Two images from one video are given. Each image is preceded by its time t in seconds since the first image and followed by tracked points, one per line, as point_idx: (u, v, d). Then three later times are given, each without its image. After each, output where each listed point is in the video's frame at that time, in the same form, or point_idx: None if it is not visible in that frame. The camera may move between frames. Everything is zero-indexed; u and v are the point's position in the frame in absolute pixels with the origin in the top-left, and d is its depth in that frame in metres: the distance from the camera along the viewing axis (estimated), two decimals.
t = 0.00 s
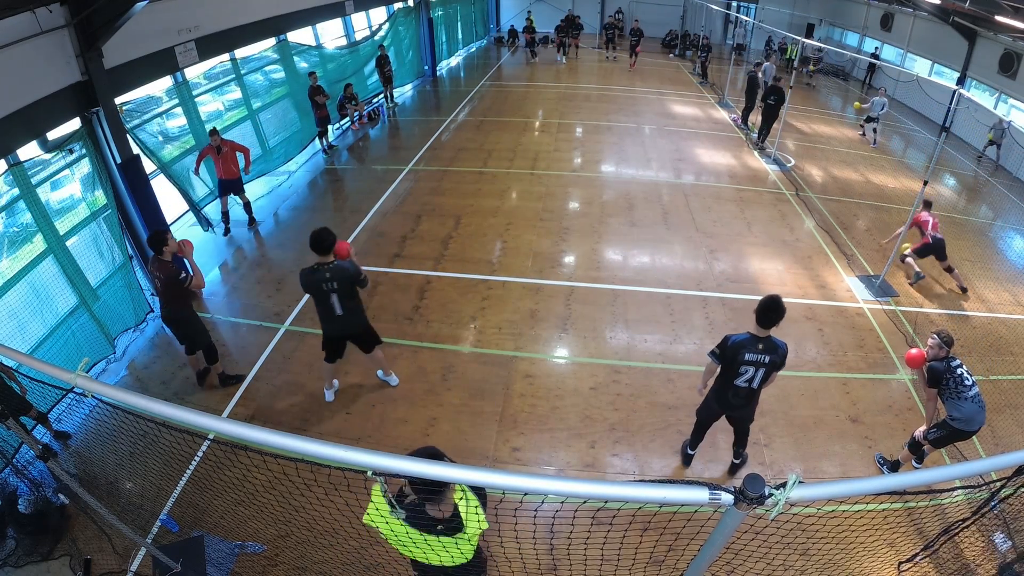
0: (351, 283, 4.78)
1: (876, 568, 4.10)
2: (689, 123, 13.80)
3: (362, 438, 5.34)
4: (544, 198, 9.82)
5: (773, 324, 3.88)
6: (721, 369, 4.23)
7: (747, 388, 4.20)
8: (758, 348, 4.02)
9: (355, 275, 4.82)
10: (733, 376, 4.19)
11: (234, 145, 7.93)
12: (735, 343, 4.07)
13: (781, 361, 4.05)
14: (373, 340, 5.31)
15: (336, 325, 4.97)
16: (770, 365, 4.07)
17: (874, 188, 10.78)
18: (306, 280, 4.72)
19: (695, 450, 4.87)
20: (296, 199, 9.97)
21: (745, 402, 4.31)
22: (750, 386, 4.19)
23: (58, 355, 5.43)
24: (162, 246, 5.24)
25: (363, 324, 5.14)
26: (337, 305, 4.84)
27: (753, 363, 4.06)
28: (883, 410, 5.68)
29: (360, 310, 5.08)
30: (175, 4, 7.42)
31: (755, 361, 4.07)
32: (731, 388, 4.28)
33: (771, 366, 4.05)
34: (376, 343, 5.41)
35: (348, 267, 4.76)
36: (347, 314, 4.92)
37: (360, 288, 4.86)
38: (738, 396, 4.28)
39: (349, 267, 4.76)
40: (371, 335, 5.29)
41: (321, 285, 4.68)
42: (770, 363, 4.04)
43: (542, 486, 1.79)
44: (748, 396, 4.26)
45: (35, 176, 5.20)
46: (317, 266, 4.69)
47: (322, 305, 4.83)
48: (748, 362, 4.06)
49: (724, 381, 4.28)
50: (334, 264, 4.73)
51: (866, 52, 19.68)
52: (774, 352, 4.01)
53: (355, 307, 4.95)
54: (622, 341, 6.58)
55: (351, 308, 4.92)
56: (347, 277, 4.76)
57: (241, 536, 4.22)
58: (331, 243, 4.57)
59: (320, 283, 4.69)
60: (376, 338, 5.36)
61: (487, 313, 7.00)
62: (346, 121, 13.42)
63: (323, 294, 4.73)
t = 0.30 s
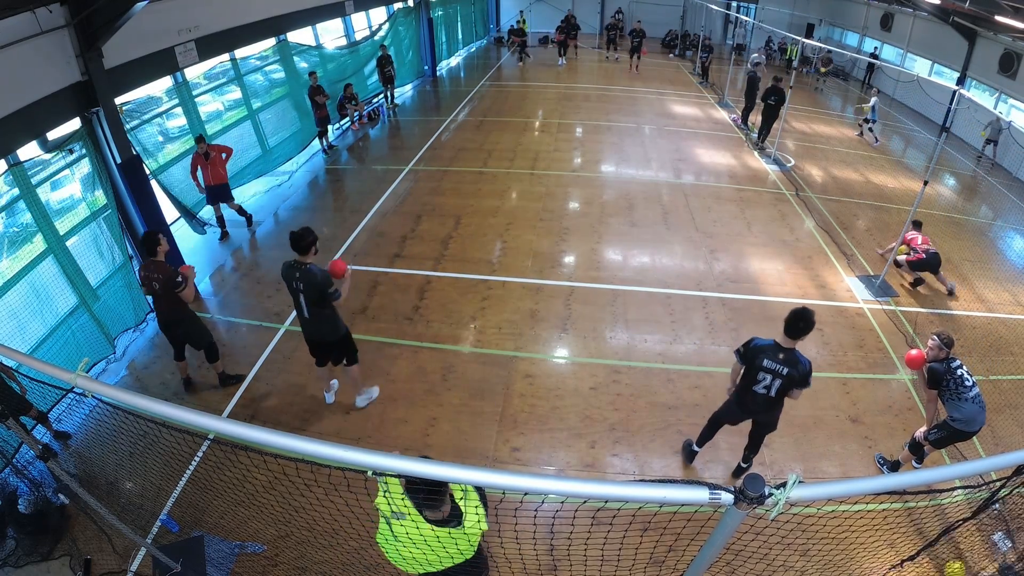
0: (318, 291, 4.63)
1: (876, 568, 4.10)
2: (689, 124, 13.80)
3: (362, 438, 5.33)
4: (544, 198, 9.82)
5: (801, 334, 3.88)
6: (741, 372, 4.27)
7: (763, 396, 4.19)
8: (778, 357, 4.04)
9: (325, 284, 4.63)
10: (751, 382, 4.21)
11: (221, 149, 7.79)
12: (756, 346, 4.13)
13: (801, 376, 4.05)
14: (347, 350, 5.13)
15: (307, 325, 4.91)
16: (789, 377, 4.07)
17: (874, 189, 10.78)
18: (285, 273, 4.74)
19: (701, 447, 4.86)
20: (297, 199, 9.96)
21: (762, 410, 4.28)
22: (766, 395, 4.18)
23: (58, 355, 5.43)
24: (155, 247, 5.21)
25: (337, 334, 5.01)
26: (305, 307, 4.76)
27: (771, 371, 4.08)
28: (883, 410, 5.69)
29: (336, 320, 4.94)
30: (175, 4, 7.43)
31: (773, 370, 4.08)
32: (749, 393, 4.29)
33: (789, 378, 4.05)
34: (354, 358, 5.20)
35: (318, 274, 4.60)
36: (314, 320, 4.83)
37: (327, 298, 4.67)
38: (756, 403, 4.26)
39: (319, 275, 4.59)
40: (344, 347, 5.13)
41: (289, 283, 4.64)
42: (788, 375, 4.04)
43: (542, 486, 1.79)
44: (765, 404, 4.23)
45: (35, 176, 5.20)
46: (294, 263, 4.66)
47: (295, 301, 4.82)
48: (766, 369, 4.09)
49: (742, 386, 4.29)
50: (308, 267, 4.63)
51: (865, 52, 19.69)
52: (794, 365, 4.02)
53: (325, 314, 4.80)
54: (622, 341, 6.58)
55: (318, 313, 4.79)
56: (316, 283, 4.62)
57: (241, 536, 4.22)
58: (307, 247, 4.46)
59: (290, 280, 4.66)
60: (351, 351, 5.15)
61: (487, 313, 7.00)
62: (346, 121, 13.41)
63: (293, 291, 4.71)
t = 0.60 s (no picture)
0: (308, 299, 4.54)
1: (876, 568, 4.10)
2: (689, 124, 13.80)
3: (362, 438, 5.33)
4: (544, 198, 9.82)
5: (821, 339, 3.89)
6: (756, 372, 4.27)
7: (774, 399, 4.18)
8: (794, 360, 4.04)
9: (315, 294, 4.52)
10: (765, 383, 4.21)
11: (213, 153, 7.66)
12: (775, 346, 4.14)
13: (816, 382, 4.02)
14: (341, 363, 4.98)
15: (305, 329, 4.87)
16: (803, 382, 4.05)
17: (874, 189, 10.78)
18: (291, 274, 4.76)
19: (721, 447, 4.89)
20: (297, 199, 9.96)
21: (773, 413, 4.28)
22: (777, 397, 4.17)
23: (58, 356, 5.43)
24: (133, 250, 5.15)
25: (331, 343, 4.86)
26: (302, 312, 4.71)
27: (786, 373, 4.07)
28: (883, 411, 5.68)
29: (332, 330, 4.80)
30: (175, 4, 7.43)
31: (789, 372, 4.07)
32: (761, 394, 4.28)
33: (803, 382, 4.03)
34: (347, 374, 5.03)
35: (311, 283, 4.50)
36: (307, 326, 4.76)
37: (316, 309, 4.56)
38: (767, 405, 4.26)
39: (310, 284, 4.49)
40: (341, 359, 4.99)
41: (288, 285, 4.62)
42: (802, 380, 4.02)
43: (542, 487, 1.79)
44: (775, 406, 4.22)
45: (35, 176, 5.20)
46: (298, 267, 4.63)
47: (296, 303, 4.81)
48: (781, 370, 4.08)
49: (756, 387, 4.30)
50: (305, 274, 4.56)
51: (865, 52, 19.68)
52: (810, 370, 4.00)
53: (317, 324, 4.70)
54: (622, 341, 6.58)
55: (310, 322, 4.70)
56: (307, 291, 4.54)
57: (241, 536, 4.22)
58: (303, 253, 4.36)
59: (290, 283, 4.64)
60: (344, 366, 4.98)
61: (487, 313, 7.00)
62: (346, 121, 13.42)
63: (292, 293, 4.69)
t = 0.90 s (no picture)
0: (317, 317, 4.47)
1: (875, 568, 4.10)
2: (689, 124, 13.80)
3: (362, 438, 5.33)
4: (544, 197, 9.82)
5: (828, 343, 3.88)
6: (760, 370, 4.28)
7: (777, 399, 4.19)
8: (798, 360, 4.04)
9: (323, 313, 4.42)
10: (767, 382, 4.21)
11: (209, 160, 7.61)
12: (780, 345, 4.14)
13: (818, 384, 4.02)
14: (355, 376, 4.95)
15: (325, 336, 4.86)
16: (806, 383, 4.04)
17: (874, 189, 10.78)
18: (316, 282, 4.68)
19: (726, 453, 4.87)
20: (297, 199, 9.96)
21: (775, 414, 4.28)
22: (780, 397, 4.17)
23: (58, 356, 5.43)
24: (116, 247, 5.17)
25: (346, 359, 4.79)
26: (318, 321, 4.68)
27: (789, 373, 4.07)
28: (884, 411, 5.68)
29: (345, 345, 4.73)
30: (175, 4, 7.43)
31: (792, 372, 4.07)
32: (764, 394, 4.28)
33: (805, 383, 4.03)
34: (357, 388, 4.99)
35: (320, 302, 4.39)
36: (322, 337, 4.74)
37: (323, 327, 4.48)
38: (769, 404, 4.26)
39: (319, 303, 4.38)
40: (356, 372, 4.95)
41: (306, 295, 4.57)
42: (804, 381, 4.02)
43: (542, 486, 1.79)
44: (777, 406, 4.22)
45: (35, 176, 5.19)
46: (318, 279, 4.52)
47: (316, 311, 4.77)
48: (784, 370, 4.09)
49: (760, 386, 4.30)
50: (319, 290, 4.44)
51: (865, 52, 19.69)
52: (813, 371, 3.99)
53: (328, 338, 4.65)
54: (622, 341, 6.58)
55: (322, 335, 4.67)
56: (317, 308, 4.46)
57: (241, 537, 4.21)
58: (318, 271, 4.20)
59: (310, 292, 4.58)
60: (355, 380, 4.94)
61: (486, 313, 7.00)
62: (347, 121, 13.42)
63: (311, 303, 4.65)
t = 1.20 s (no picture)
0: (337, 324, 4.43)
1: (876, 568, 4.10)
2: (689, 124, 13.80)
3: (362, 438, 5.33)
4: (544, 197, 9.82)
5: (840, 353, 3.92)
6: (771, 375, 4.28)
7: (785, 405, 4.17)
8: (813, 366, 4.07)
9: (344, 321, 4.38)
10: (778, 386, 4.20)
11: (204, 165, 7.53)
12: (795, 351, 4.17)
13: (828, 393, 4.05)
14: (366, 383, 4.94)
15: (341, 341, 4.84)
16: (816, 392, 4.07)
17: (874, 189, 10.78)
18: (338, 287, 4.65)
19: (725, 451, 4.87)
20: (297, 199, 9.96)
21: (781, 421, 4.26)
22: (788, 404, 4.16)
23: (58, 356, 5.43)
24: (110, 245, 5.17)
25: (361, 367, 4.77)
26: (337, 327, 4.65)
27: (802, 378, 4.08)
28: (884, 411, 5.69)
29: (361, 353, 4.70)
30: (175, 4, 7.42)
31: (805, 379, 4.08)
32: (772, 399, 4.27)
33: (816, 391, 4.05)
34: (366, 395, 4.97)
35: (342, 309, 4.35)
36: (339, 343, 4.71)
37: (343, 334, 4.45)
38: (775, 410, 4.25)
39: (340, 311, 4.35)
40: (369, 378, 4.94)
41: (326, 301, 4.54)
42: (816, 388, 4.04)
43: (542, 487, 1.78)
44: (783, 414, 4.21)
45: (35, 176, 5.19)
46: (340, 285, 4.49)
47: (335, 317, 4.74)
48: (798, 375, 4.09)
49: (767, 391, 4.30)
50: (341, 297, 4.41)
51: (865, 52, 19.70)
52: (827, 379, 4.03)
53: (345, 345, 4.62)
54: (622, 341, 6.58)
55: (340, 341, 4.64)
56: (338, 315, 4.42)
57: (241, 537, 4.22)
58: (341, 277, 4.16)
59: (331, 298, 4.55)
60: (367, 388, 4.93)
61: (486, 313, 7.00)
62: (347, 121, 13.42)
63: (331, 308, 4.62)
